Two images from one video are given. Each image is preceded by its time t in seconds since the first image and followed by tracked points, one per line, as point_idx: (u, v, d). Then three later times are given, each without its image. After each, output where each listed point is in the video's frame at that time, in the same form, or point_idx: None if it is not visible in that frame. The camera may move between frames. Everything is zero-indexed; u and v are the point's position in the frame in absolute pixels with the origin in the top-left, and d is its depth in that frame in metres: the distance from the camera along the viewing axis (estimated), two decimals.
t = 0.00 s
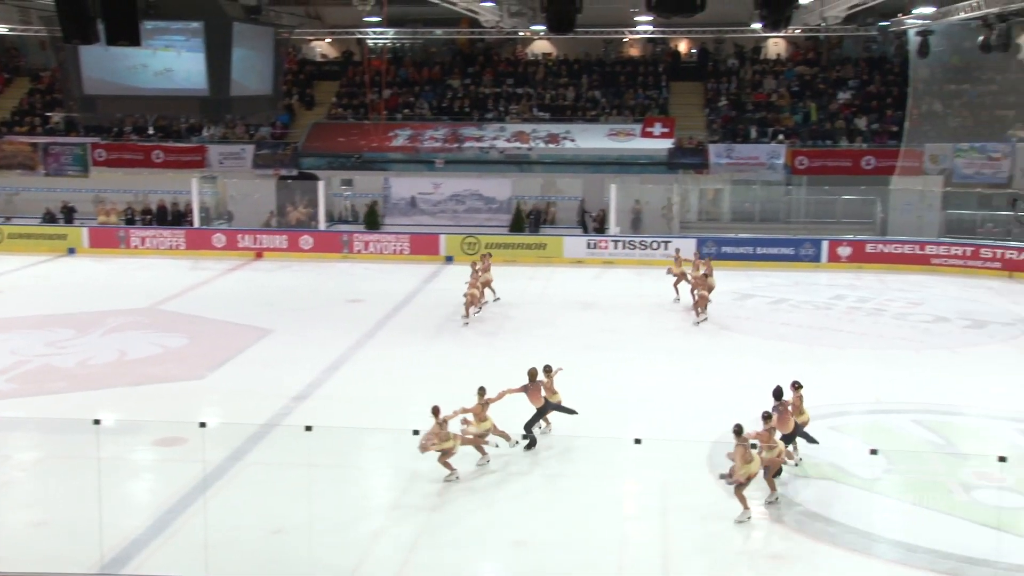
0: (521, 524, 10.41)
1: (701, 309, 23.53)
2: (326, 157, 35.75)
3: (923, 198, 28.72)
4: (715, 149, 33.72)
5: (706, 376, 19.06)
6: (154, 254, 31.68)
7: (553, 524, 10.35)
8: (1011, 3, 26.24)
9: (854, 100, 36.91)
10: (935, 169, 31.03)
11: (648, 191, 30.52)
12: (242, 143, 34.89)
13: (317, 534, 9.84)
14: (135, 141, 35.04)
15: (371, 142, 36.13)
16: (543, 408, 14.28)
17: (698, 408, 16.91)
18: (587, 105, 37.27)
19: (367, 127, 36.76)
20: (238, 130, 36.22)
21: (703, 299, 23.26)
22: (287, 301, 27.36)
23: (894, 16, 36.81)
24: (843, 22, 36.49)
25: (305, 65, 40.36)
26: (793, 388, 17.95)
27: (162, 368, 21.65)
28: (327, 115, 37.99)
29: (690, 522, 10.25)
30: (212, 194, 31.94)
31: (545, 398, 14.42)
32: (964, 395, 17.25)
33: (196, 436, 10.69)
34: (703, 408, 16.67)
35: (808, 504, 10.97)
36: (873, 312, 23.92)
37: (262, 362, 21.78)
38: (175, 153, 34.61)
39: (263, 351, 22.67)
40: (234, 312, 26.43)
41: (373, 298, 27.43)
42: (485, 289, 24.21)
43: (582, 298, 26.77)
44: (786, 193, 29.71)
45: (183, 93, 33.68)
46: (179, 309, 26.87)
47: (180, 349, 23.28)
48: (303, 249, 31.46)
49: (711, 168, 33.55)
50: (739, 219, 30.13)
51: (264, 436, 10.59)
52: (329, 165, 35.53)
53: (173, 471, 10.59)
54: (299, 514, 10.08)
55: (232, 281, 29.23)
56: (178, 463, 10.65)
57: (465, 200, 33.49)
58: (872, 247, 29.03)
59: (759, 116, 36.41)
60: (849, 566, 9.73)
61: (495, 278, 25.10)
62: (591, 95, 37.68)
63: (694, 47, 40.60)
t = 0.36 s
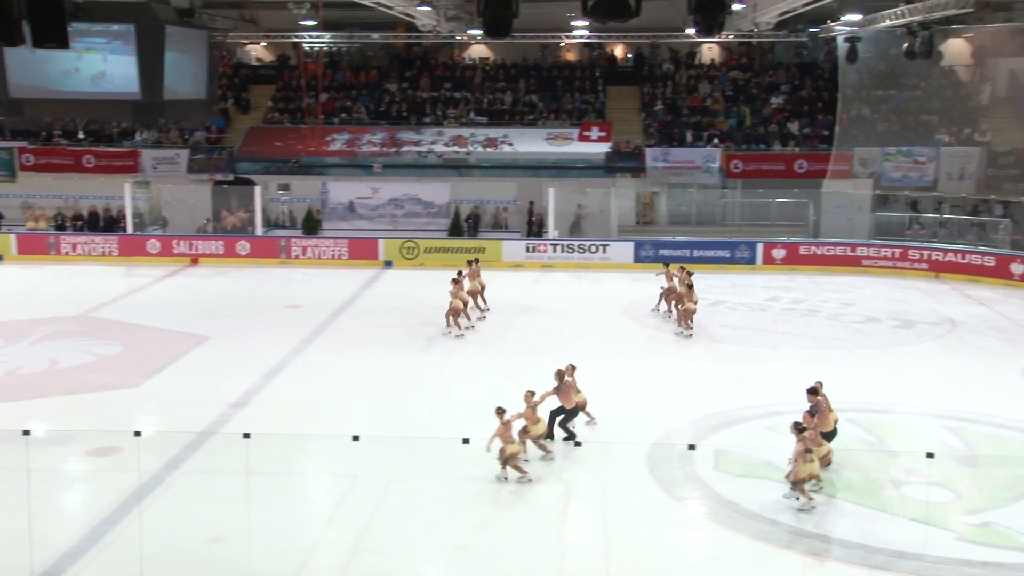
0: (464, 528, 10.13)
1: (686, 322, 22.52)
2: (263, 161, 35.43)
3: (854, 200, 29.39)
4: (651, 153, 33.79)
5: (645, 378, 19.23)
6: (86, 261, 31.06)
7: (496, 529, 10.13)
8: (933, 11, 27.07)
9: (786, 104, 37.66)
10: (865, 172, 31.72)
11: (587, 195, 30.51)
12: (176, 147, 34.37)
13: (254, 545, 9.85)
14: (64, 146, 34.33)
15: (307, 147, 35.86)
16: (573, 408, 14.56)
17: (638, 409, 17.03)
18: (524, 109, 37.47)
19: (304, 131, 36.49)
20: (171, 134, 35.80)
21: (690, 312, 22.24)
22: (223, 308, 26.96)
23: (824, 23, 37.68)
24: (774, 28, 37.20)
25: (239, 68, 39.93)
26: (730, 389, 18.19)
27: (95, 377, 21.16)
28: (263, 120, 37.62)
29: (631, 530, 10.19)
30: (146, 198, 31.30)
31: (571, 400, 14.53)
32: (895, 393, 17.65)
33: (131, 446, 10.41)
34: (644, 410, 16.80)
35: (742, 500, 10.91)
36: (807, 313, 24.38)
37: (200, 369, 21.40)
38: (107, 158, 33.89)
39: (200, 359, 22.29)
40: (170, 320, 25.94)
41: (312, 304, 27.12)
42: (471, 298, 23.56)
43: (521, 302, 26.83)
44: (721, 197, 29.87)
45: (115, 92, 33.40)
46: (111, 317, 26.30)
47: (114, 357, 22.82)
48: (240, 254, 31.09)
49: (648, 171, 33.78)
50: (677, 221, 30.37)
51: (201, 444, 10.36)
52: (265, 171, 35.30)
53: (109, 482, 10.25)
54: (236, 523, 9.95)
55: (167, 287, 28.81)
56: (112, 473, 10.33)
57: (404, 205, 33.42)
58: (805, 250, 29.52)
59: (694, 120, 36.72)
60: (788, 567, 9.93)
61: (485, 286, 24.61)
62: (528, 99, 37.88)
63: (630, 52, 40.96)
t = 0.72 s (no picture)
0: (402, 528, 10.10)
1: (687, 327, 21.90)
2: (200, 163, 35.02)
3: (790, 201, 29.77)
4: (590, 154, 34.05)
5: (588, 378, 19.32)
6: (17, 265, 30.44)
7: (433, 530, 10.11)
8: (861, 16, 27.71)
9: (722, 106, 38.26)
10: (799, 173, 32.48)
11: (530, 195, 30.51)
12: (109, 149, 33.76)
13: (194, 549, 9.71)
14: None
15: (245, 148, 35.57)
16: (601, 394, 14.30)
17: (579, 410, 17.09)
18: (465, 110, 37.50)
19: (242, 133, 36.25)
20: (105, 135, 35.25)
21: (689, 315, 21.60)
22: (161, 312, 26.52)
23: (759, 26, 38.33)
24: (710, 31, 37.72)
25: (176, 69, 39.45)
26: (670, 388, 18.36)
27: (27, 383, 20.67)
28: (200, 121, 37.15)
29: (574, 534, 10.32)
30: (78, 201, 30.39)
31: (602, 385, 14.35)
32: (830, 390, 17.96)
33: (64, 452, 10.33)
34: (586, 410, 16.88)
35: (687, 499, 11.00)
36: (745, 312, 24.73)
37: (136, 375, 21.04)
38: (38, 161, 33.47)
39: (136, 365, 21.92)
40: (105, 325, 25.42)
41: (251, 307, 26.77)
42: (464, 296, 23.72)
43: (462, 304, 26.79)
44: (661, 197, 30.28)
45: (47, 93, 32.58)
46: (44, 322, 25.70)
47: (47, 363, 22.34)
48: (177, 258, 30.63)
49: (589, 172, 33.99)
50: (618, 222, 30.49)
51: (139, 450, 10.27)
52: (203, 173, 34.84)
53: (42, 489, 10.23)
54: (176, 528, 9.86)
55: (101, 292, 28.23)
56: (48, 482, 10.27)
57: (345, 207, 33.13)
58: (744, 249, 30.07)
59: (634, 122, 37.05)
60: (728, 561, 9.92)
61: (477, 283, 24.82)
62: (469, 100, 37.92)
63: (570, 54, 41.24)
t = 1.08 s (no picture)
0: (317, 536, 10.00)
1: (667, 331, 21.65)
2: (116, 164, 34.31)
3: (711, 200, 30.38)
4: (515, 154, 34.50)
5: (515, 379, 19.32)
6: None
7: (356, 533, 10.02)
8: (776, 20, 28.33)
9: (644, 107, 38.77)
10: (719, 173, 32.84)
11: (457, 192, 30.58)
12: (19, 150, 32.77)
13: (113, 560, 9.48)
14: None
15: (164, 150, 35.12)
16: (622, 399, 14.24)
17: (504, 411, 17.11)
18: (389, 111, 37.33)
19: (159, 134, 35.63)
20: (14, 136, 34.22)
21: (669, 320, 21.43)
22: (77, 318, 25.81)
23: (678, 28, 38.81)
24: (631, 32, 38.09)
25: (88, 68, 38.38)
26: (595, 387, 18.50)
27: None
28: (115, 122, 36.29)
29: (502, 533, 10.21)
30: None
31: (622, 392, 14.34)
32: (751, 386, 18.29)
33: None
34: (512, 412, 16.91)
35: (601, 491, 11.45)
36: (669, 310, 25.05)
37: (51, 383, 20.46)
38: None
39: (51, 373, 21.30)
40: (17, 332, 24.66)
41: (171, 312, 26.23)
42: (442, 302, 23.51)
43: (387, 306, 26.62)
44: (585, 197, 30.42)
45: None
46: None
47: None
48: (93, 262, 29.93)
49: (513, 173, 34.10)
50: (543, 221, 30.62)
51: (55, 460, 10.04)
52: (120, 176, 33.72)
53: None
54: (95, 538, 9.67)
55: (12, 298, 27.37)
56: None
57: (268, 209, 33.03)
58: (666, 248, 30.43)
59: (558, 122, 37.30)
60: (652, 563, 9.98)
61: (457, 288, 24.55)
62: (393, 101, 37.68)
63: (493, 55, 41.28)
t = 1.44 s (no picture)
0: (256, 537, 10.04)
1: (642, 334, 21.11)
2: (20, 166, 33.38)
3: (628, 199, 30.70)
4: (434, 154, 34.56)
5: (437, 380, 19.26)
6: None
7: (279, 537, 10.06)
8: (689, 22, 28.88)
9: (562, 107, 39.10)
10: (637, 172, 33.23)
11: (365, 195, 30.44)
12: None
13: None
14: None
15: (72, 150, 34.10)
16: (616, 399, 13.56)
17: (426, 412, 17.07)
18: (305, 111, 36.99)
19: (66, 135, 34.64)
20: None
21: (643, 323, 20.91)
22: None
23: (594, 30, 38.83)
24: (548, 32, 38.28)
25: None
26: (517, 386, 18.58)
27: None
28: (19, 122, 35.29)
29: (423, 537, 10.12)
30: None
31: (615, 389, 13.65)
32: (670, 382, 18.56)
33: None
34: (433, 413, 16.87)
35: (535, 493, 11.11)
36: (588, 309, 25.26)
37: None
38: None
39: None
40: None
41: (81, 317, 25.50)
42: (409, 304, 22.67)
43: (306, 308, 26.31)
44: (503, 197, 30.65)
45: None
46: None
47: None
48: None
49: (433, 173, 34.14)
50: (463, 223, 30.76)
51: None
52: (24, 177, 32.97)
53: None
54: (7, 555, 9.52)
55: None
56: None
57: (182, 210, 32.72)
58: (586, 247, 30.74)
59: (476, 123, 37.43)
60: (576, 564, 10.14)
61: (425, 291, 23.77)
62: (310, 101, 37.42)
63: (410, 55, 41.14)
